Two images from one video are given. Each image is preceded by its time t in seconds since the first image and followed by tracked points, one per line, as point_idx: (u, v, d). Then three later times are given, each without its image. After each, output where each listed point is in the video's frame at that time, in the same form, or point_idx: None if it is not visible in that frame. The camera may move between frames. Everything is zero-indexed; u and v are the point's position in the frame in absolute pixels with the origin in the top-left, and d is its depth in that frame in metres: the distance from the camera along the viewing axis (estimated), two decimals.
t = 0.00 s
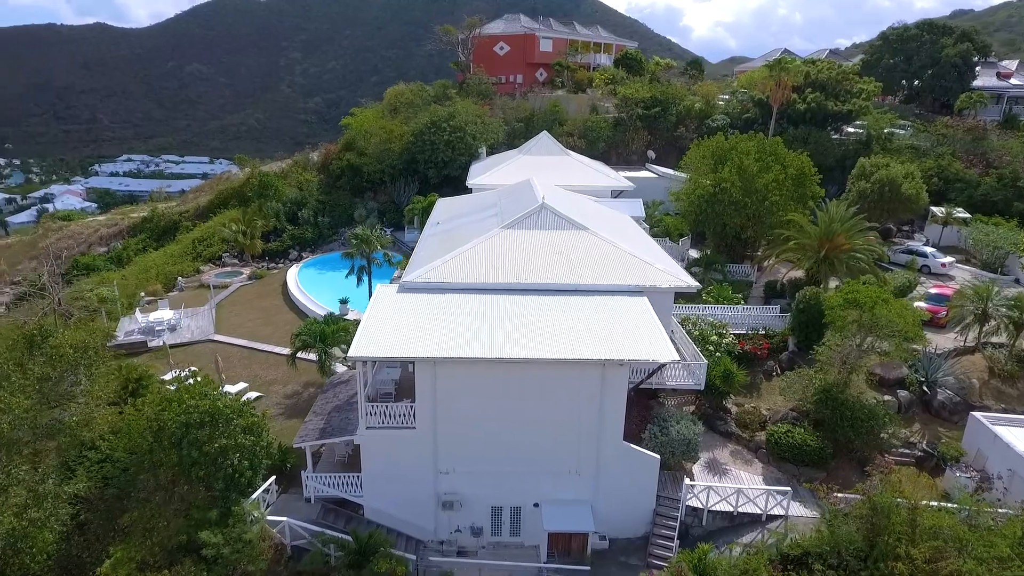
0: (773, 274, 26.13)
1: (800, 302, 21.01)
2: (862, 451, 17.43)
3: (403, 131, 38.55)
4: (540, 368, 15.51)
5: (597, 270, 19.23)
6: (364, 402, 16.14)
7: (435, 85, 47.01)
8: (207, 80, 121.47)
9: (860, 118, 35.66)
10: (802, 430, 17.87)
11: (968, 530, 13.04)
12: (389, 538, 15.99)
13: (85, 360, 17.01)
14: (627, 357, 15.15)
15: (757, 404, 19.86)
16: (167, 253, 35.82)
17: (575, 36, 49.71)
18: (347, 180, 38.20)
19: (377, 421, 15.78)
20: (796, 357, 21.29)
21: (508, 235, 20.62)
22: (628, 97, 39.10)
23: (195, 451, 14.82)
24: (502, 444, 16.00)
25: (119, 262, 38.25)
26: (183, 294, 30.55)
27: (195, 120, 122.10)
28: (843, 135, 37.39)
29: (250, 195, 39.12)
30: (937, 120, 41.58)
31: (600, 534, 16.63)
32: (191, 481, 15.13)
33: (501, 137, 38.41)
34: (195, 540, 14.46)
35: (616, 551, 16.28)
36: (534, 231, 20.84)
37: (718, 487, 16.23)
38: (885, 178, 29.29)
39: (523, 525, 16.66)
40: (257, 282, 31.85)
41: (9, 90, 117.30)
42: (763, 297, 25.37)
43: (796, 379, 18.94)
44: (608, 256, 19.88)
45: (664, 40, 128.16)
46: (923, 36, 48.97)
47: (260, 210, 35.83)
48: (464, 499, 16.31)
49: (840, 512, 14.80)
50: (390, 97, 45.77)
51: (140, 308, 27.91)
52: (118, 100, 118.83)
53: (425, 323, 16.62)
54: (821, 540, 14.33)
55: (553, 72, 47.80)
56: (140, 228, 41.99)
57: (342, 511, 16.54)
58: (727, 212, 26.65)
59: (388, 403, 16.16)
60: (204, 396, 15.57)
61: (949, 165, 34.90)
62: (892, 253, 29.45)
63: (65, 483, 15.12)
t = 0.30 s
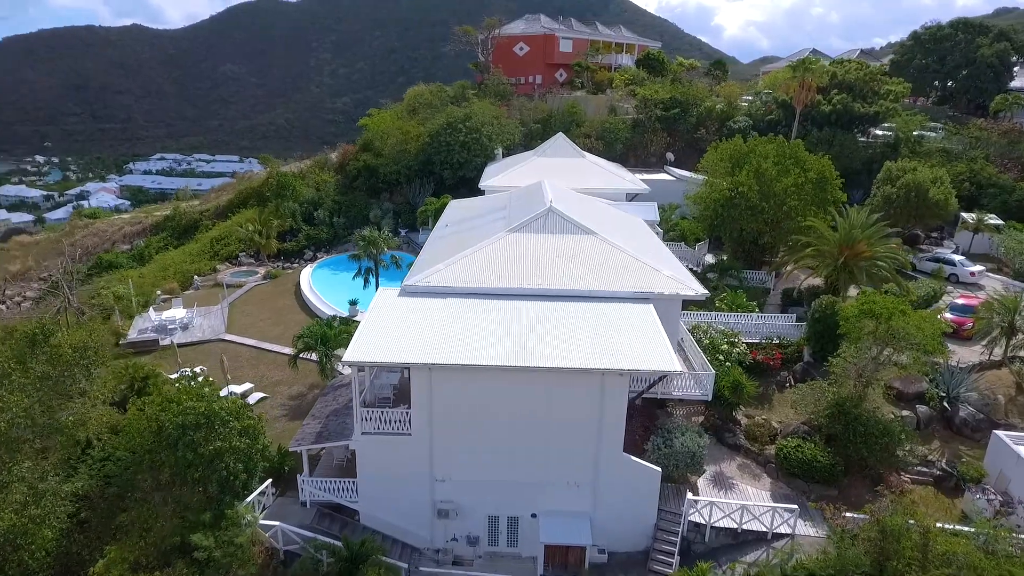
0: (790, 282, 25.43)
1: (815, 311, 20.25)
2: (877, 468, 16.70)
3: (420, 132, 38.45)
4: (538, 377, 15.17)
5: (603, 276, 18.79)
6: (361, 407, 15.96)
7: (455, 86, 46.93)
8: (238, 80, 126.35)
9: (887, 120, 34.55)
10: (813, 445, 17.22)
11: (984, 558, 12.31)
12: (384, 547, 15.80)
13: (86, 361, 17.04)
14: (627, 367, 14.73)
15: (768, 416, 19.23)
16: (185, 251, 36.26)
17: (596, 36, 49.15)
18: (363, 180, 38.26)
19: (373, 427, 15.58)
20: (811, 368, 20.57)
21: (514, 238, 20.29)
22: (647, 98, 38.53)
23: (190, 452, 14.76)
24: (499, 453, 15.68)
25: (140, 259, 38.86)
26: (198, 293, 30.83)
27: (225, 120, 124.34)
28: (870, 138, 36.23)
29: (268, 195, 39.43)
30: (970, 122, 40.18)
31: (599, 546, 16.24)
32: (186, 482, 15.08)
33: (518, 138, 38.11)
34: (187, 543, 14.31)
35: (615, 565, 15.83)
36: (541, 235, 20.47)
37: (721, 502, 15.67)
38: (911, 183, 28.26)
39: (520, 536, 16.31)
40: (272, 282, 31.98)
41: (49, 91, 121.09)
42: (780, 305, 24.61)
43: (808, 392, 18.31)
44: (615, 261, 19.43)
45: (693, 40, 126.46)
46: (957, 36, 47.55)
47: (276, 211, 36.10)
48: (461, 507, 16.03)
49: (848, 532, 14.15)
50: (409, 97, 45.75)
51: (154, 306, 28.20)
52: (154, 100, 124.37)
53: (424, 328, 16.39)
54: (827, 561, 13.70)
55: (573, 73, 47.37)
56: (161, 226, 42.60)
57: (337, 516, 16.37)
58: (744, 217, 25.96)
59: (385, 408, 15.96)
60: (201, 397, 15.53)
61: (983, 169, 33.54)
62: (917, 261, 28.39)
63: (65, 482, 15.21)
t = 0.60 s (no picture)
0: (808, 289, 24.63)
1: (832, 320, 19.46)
2: (891, 486, 15.96)
3: (437, 132, 38.34)
4: (536, 384, 14.84)
5: (609, 281, 18.35)
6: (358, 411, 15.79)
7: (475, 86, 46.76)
8: (270, 81, 127.94)
9: (918, 122, 33.34)
10: (824, 459, 16.57)
11: None
12: (374, 551, 15.60)
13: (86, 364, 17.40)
14: (627, 377, 14.32)
15: (780, 428, 18.59)
16: (205, 250, 36.70)
17: (619, 36, 48.53)
18: (380, 181, 38.32)
19: (369, 431, 15.39)
20: (826, 379, 19.80)
21: (521, 241, 19.97)
22: (668, 99, 37.87)
23: (187, 453, 14.71)
24: (496, 460, 15.38)
25: (162, 257, 39.42)
26: (214, 291, 31.11)
27: (256, 120, 126.50)
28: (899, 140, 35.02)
29: (286, 195, 39.75)
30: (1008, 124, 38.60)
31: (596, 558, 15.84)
32: (183, 482, 15.06)
33: (536, 139, 37.77)
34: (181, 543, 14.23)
35: None
36: (548, 238, 20.10)
37: (724, 517, 15.14)
38: (940, 188, 27.16)
39: (518, 546, 15.97)
40: (286, 281, 32.13)
41: (88, 92, 124.77)
42: (798, 313, 23.82)
43: (821, 406, 17.71)
44: (622, 267, 18.99)
45: (724, 40, 124.33)
46: (995, 34, 45.87)
47: (294, 211, 36.35)
48: (457, 514, 15.77)
49: (856, 553, 13.52)
50: (429, 98, 45.74)
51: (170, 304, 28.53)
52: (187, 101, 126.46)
53: (423, 332, 16.17)
54: None
55: (594, 73, 46.82)
56: (184, 224, 43.26)
57: (333, 520, 16.23)
58: (761, 222, 25.25)
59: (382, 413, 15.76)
60: (198, 398, 15.54)
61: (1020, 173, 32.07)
62: (945, 269, 27.29)
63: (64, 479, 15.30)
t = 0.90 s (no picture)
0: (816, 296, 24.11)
1: (836, 328, 18.90)
2: (893, 501, 15.42)
3: (445, 133, 38.21)
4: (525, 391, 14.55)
5: (605, 286, 17.98)
6: (346, 415, 15.65)
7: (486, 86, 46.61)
8: (290, 81, 129.28)
9: (936, 123, 32.45)
10: (824, 471, 16.05)
11: None
12: (358, 556, 15.41)
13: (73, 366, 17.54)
14: (617, 385, 13.97)
15: (780, 438, 18.07)
16: (214, 249, 36.95)
17: (633, 36, 48.00)
18: (388, 181, 38.29)
19: (356, 436, 15.24)
20: (830, 388, 19.25)
21: (518, 244, 19.69)
22: (679, 100, 37.35)
23: (175, 454, 14.76)
24: (483, 467, 15.12)
25: (174, 255, 39.86)
26: (220, 291, 31.25)
27: (277, 120, 127.72)
28: (918, 143, 34.09)
29: (296, 194, 39.91)
30: None
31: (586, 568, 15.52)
32: (170, 483, 15.07)
33: (544, 140, 37.49)
34: (166, 545, 14.19)
35: None
36: (546, 241, 19.79)
37: (717, 530, 14.76)
38: (957, 192, 26.31)
39: (506, 555, 15.70)
40: (292, 281, 32.20)
41: (113, 91, 127.37)
42: (806, 320, 23.25)
43: (823, 416, 17.13)
44: (619, 271, 18.61)
45: (746, 39, 122.52)
46: (1020, 33, 44.59)
47: (302, 211, 36.55)
48: (445, 521, 15.54)
49: (851, 570, 13.04)
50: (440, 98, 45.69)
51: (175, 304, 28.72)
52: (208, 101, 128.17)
53: (413, 336, 15.97)
54: None
55: (606, 73, 46.42)
56: (196, 224, 43.66)
57: (320, 524, 16.11)
58: (768, 226, 24.71)
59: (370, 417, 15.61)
60: (188, 400, 15.52)
61: None
62: (960, 275, 26.40)
63: (55, 478, 15.36)
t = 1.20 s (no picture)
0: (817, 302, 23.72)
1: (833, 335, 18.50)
2: (885, 515, 15.00)
3: (448, 134, 38.06)
4: (507, 398, 14.33)
5: (595, 291, 17.70)
6: (329, 419, 15.52)
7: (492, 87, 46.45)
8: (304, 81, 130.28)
9: (946, 125, 31.74)
10: (815, 483, 15.67)
11: None
12: (337, 562, 15.22)
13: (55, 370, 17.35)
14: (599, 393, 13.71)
15: (773, 448, 17.71)
16: (217, 249, 37.11)
17: (640, 36, 47.60)
18: (390, 182, 38.23)
19: (338, 441, 15.11)
20: (826, 397, 18.84)
21: (509, 248, 19.49)
22: (683, 101, 36.92)
23: (156, 457, 14.68)
24: (466, 474, 14.92)
25: (178, 254, 40.12)
26: (220, 291, 31.31)
27: (291, 120, 128.56)
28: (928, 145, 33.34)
29: (300, 195, 40.00)
30: None
31: None
32: (151, 486, 14.97)
33: (547, 141, 37.25)
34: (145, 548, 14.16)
35: None
36: (537, 245, 19.57)
37: (702, 542, 14.41)
38: (964, 196, 25.64)
39: (489, 564, 15.47)
40: (292, 282, 32.21)
41: (131, 92, 129.39)
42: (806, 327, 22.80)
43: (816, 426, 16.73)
44: (610, 276, 18.31)
45: (762, 38, 121.04)
46: None
47: (304, 212, 36.66)
48: (427, 528, 15.36)
49: None
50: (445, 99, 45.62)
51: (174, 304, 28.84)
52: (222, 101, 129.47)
53: (396, 340, 15.81)
54: None
55: (612, 73, 46.08)
56: (202, 223, 43.96)
57: (303, 529, 15.99)
58: (768, 230, 24.30)
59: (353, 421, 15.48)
60: (170, 402, 15.44)
61: None
62: (967, 280, 25.74)
63: (38, 479, 15.37)
